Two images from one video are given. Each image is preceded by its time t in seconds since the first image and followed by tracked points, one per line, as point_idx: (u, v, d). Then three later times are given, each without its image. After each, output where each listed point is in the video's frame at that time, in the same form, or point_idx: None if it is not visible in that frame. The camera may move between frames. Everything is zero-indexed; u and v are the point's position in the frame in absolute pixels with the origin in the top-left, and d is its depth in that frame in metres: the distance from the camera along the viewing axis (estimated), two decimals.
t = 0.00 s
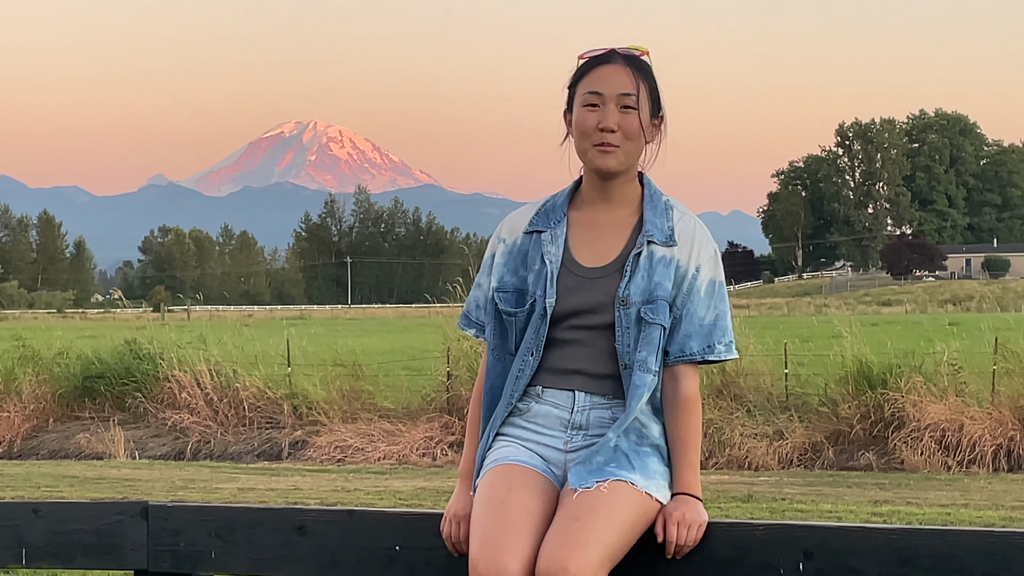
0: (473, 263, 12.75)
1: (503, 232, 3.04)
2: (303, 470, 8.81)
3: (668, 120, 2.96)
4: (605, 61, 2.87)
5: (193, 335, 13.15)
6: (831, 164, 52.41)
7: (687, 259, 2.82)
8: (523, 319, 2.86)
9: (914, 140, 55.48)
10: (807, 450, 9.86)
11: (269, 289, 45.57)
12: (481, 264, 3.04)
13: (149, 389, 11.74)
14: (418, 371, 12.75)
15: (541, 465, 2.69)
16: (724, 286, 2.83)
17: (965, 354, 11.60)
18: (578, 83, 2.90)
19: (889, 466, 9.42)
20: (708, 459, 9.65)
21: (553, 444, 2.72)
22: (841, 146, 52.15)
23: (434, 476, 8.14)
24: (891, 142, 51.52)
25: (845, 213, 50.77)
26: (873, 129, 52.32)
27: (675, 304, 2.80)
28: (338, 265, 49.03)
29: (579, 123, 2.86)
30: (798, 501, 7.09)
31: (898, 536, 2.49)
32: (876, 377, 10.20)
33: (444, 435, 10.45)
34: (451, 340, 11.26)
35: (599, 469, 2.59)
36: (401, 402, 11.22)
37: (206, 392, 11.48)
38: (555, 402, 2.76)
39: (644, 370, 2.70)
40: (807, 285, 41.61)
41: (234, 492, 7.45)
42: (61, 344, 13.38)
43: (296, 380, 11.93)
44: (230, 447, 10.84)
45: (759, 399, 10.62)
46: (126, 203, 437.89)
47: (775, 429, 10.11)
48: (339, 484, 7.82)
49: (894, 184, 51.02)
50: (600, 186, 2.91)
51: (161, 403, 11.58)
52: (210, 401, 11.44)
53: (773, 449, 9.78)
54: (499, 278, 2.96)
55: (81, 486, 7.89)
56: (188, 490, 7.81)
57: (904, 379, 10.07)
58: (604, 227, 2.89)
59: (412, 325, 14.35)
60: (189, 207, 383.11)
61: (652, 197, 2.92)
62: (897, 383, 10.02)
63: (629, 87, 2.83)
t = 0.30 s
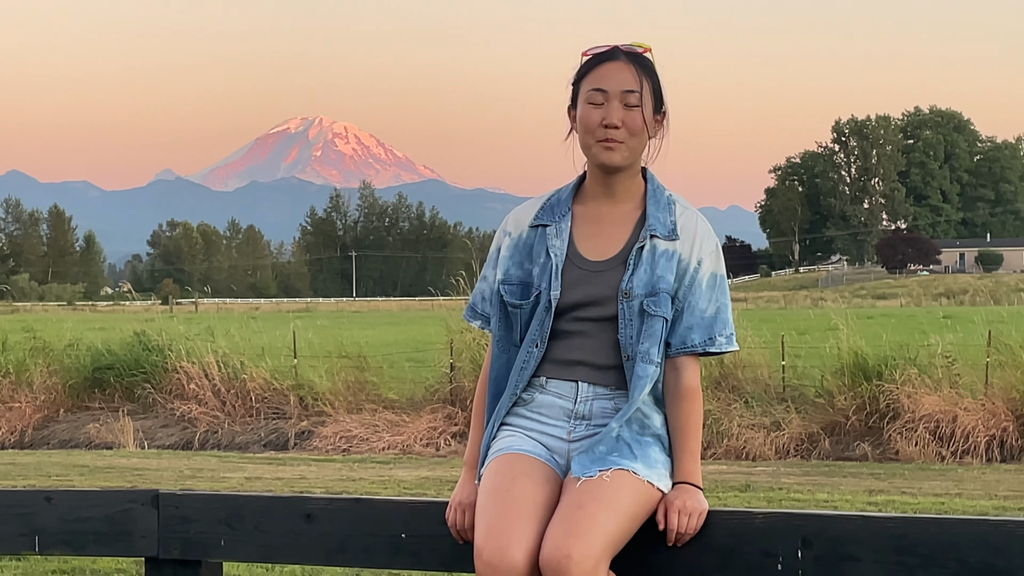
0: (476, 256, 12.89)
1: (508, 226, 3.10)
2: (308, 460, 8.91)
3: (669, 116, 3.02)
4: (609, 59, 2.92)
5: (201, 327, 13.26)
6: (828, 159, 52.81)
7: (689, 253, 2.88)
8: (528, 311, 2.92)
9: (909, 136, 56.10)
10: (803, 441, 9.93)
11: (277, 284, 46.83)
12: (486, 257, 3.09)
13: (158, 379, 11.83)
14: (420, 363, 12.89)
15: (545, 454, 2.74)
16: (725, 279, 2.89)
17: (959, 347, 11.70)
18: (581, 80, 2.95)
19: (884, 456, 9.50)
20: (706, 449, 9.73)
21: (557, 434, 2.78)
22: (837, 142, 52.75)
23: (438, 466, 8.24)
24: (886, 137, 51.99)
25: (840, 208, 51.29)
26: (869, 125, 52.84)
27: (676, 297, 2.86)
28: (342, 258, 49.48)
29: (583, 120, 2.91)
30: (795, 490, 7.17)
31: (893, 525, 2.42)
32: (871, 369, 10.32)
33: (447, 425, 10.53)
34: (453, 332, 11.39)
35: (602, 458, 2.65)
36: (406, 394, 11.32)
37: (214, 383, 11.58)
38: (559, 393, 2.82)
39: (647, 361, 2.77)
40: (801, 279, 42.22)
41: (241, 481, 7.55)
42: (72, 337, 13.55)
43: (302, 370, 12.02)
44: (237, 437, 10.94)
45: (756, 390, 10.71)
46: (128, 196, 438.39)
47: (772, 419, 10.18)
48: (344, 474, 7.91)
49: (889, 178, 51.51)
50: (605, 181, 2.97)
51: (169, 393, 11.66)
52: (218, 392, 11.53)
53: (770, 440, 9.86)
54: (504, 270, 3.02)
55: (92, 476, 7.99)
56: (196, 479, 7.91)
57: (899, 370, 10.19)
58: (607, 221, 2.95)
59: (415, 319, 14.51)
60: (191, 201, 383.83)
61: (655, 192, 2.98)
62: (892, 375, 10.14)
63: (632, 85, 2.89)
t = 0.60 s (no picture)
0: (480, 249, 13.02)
1: (507, 218, 3.17)
2: (316, 449, 9.00)
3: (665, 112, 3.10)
4: (606, 56, 2.99)
5: (210, 320, 13.36)
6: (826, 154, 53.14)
7: (688, 247, 2.95)
8: (527, 300, 2.99)
9: (903, 132, 56.55)
10: (800, 431, 10.02)
11: (284, 278, 47.27)
12: (486, 249, 3.17)
13: (168, 370, 11.92)
14: (424, 356, 13.00)
15: (547, 444, 2.83)
16: (723, 271, 2.98)
17: (952, 339, 11.82)
18: (580, 77, 3.02)
19: (878, 447, 9.57)
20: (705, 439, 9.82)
21: (559, 424, 2.86)
22: (833, 138, 53.21)
23: (442, 455, 8.33)
24: (882, 134, 52.42)
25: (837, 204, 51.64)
26: (865, 121, 53.25)
27: (676, 290, 2.94)
28: (348, 252, 49.83)
29: (581, 116, 2.98)
30: (792, 480, 7.26)
31: (889, 514, 2.45)
32: (867, 361, 10.43)
33: (451, 416, 10.61)
34: (458, 324, 11.51)
35: (603, 448, 2.72)
36: (410, 385, 11.42)
37: (223, 374, 11.68)
38: (560, 384, 2.90)
39: (646, 352, 2.84)
40: (799, 272, 42.55)
41: (250, 471, 7.63)
42: (83, 329, 13.66)
43: (309, 362, 12.09)
44: (245, 428, 11.03)
45: (754, 381, 10.82)
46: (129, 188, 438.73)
47: (769, 410, 10.27)
48: (350, 463, 8.00)
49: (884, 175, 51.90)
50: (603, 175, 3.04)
51: (179, 384, 11.76)
52: (226, 382, 11.63)
53: (768, 431, 9.95)
54: (504, 261, 3.09)
55: (105, 465, 8.08)
56: (205, 468, 8.00)
57: (894, 363, 10.29)
58: (604, 214, 3.02)
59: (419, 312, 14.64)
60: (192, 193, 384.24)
61: (651, 185, 3.05)
62: (886, 367, 10.24)
63: (629, 82, 2.96)
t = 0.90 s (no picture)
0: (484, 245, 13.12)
1: (501, 207, 3.21)
2: (323, 443, 9.08)
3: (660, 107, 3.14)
4: (606, 53, 3.02)
5: (218, 314, 13.45)
6: (823, 151, 53.41)
7: (685, 238, 3.01)
8: (521, 288, 3.05)
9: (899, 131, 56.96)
10: (799, 424, 10.09)
11: (290, 273, 47.38)
12: (481, 237, 3.22)
13: (176, 364, 12.01)
14: (429, 350, 13.10)
15: (546, 440, 2.88)
16: (722, 261, 3.04)
17: (949, 333, 11.88)
18: (578, 72, 3.05)
19: (876, 439, 9.64)
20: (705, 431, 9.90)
21: (557, 418, 2.91)
22: (831, 136, 53.58)
23: (446, 448, 8.42)
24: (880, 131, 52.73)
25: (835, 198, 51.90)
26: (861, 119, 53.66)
27: (675, 283, 2.99)
28: (354, 247, 50.01)
29: (580, 112, 3.02)
30: (791, 471, 7.34)
31: (885, 504, 2.49)
32: (865, 355, 10.50)
33: (455, 409, 10.68)
34: (462, 319, 11.61)
35: (603, 442, 2.77)
36: (415, 377, 11.50)
37: (230, 368, 11.76)
38: (557, 377, 2.95)
39: (642, 342, 2.89)
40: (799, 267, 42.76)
41: (257, 462, 7.73)
42: (93, 323, 13.77)
43: (315, 356, 12.17)
44: (252, 421, 11.12)
45: (754, 375, 10.91)
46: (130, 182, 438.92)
47: (768, 403, 10.35)
48: (355, 455, 8.08)
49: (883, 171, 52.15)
50: (599, 170, 3.09)
51: (187, 377, 11.85)
52: (234, 375, 11.71)
53: (767, 423, 10.02)
54: (498, 249, 3.14)
55: (114, 456, 8.18)
56: (213, 459, 8.09)
57: (892, 356, 10.36)
58: (600, 207, 3.08)
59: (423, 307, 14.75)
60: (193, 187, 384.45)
61: (647, 178, 3.10)
62: (884, 360, 10.31)
63: (629, 80, 2.99)
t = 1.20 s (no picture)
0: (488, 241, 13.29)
1: (509, 205, 3.33)
2: (334, 435, 9.25)
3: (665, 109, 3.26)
4: (614, 56, 3.14)
5: (232, 310, 13.62)
6: (817, 153, 53.83)
7: (686, 240, 3.15)
8: (528, 285, 3.17)
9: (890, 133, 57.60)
10: (794, 415, 10.23)
11: (301, 270, 47.50)
12: (489, 234, 3.34)
13: (192, 358, 12.17)
14: (435, 344, 13.26)
15: (550, 431, 3.01)
16: (720, 263, 3.18)
17: (940, 327, 12.05)
18: (587, 74, 3.17)
19: (869, 430, 9.79)
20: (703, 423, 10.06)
21: (561, 410, 3.05)
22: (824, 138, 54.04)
23: (453, 439, 8.57)
24: (872, 131, 53.23)
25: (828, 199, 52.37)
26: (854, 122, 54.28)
27: (676, 283, 3.13)
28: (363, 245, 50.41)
29: (590, 113, 3.14)
30: (786, 461, 7.50)
31: (877, 493, 2.58)
32: (858, 348, 10.64)
33: (461, 401, 10.84)
34: (468, 314, 11.78)
35: (608, 433, 2.91)
36: (423, 371, 11.66)
37: (244, 362, 11.92)
38: (561, 370, 3.08)
39: (645, 341, 3.03)
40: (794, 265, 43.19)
41: (271, 452, 7.89)
42: (111, 319, 13.95)
43: (327, 350, 12.31)
44: (266, 413, 11.28)
45: (750, 367, 11.05)
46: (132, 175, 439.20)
47: (764, 395, 10.49)
48: (365, 446, 8.23)
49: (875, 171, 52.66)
50: (607, 169, 3.21)
51: (202, 371, 12.01)
52: (247, 369, 11.87)
53: (763, 415, 10.17)
54: (506, 246, 3.26)
55: (131, 447, 8.34)
56: (227, 450, 8.27)
57: (884, 350, 10.51)
58: (607, 206, 3.21)
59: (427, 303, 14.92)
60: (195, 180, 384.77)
61: (651, 179, 3.23)
62: (877, 353, 10.46)
63: (637, 82, 3.11)
